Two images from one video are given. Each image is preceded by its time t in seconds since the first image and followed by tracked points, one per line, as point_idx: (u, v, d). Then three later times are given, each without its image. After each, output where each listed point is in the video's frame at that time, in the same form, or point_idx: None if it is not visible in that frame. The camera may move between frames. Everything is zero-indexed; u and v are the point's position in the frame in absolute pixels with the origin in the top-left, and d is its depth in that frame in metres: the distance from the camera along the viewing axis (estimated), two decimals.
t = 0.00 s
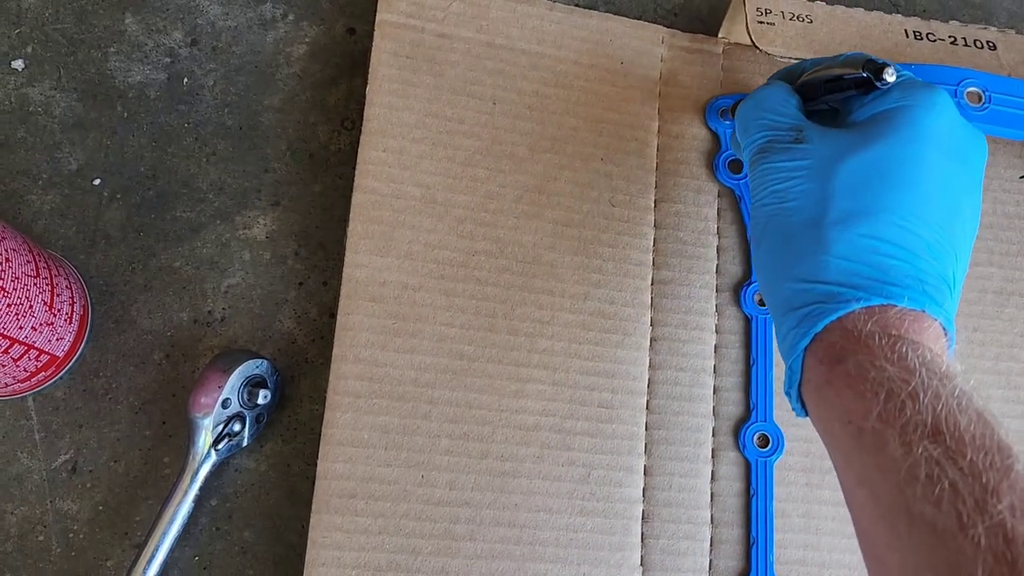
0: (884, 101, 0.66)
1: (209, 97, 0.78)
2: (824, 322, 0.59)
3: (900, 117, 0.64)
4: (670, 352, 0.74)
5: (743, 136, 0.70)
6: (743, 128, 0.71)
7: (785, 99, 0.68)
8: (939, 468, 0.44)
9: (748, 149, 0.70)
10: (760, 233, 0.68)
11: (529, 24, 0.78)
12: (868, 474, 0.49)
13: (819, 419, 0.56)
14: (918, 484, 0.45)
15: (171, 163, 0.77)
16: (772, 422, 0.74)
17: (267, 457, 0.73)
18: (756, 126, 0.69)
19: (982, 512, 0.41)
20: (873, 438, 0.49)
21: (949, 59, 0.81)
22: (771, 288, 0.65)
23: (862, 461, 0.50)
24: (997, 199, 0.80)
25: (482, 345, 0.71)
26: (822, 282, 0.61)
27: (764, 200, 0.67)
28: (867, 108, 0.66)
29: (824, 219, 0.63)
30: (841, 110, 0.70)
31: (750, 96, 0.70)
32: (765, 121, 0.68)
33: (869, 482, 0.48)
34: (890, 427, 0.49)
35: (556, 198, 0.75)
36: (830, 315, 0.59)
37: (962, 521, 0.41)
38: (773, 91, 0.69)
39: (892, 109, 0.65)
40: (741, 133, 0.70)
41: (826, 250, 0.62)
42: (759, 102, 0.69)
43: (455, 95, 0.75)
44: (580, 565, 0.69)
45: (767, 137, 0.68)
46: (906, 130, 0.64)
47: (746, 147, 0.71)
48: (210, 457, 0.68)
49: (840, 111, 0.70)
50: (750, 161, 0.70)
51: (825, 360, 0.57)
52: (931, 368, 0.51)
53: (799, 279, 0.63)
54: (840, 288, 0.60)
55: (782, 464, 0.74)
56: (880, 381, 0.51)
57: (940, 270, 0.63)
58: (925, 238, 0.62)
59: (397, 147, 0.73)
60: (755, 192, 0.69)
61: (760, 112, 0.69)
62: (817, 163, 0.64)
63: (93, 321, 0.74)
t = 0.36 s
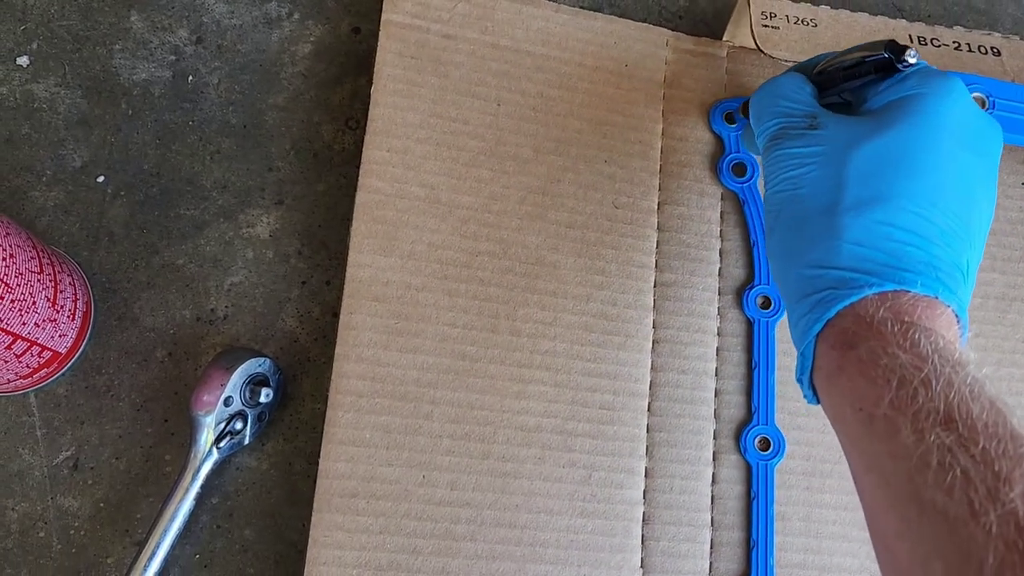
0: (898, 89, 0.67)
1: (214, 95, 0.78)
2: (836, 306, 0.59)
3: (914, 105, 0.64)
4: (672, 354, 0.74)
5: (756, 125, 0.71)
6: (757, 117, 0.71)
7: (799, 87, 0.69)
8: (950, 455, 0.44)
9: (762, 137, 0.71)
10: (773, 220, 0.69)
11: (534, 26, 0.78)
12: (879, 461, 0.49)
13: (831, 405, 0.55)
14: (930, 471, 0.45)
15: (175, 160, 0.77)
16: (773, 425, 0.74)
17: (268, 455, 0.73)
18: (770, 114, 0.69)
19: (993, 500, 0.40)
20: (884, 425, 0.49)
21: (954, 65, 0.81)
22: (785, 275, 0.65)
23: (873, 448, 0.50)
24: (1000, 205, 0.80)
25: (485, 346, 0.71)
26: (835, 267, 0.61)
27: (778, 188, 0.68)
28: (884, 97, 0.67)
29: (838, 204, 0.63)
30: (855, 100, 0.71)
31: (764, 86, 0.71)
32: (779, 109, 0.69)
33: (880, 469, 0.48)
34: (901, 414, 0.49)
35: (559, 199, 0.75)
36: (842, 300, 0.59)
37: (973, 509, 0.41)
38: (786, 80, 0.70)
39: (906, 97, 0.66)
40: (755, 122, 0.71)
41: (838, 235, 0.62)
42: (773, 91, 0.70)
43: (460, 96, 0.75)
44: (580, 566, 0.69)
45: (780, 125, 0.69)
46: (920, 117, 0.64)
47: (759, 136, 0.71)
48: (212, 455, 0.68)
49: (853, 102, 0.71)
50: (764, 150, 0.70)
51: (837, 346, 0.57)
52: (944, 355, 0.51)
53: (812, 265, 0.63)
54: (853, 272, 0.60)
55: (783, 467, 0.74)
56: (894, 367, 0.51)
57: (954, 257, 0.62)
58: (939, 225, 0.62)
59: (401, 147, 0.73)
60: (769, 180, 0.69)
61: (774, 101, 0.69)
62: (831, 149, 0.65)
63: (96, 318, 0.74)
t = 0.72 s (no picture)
0: (904, 84, 0.66)
1: (216, 93, 0.78)
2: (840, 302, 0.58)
3: (919, 98, 0.63)
4: (673, 354, 0.74)
5: (760, 119, 0.70)
6: (760, 112, 0.70)
7: (802, 81, 0.68)
8: (956, 451, 0.44)
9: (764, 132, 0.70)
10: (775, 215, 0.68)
11: (537, 24, 0.78)
12: (884, 456, 0.48)
13: (837, 401, 0.54)
14: (935, 466, 0.44)
15: (176, 157, 0.77)
16: (775, 426, 0.74)
17: (268, 453, 0.72)
18: (774, 107, 0.68)
19: (1000, 495, 0.40)
20: (890, 419, 0.49)
21: (957, 65, 0.81)
22: (788, 271, 0.64)
23: (878, 443, 0.49)
24: (1003, 207, 0.80)
25: (487, 344, 0.71)
26: (839, 262, 0.60)
27: (781, 182, 0.67)
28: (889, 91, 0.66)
29: (842, 198, 0.62)
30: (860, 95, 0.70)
31: (767, 81, 0.70)
32: (782, 102, 0.68)
33: (885, 463, 0.48)
34: (907, 409, 0.48)
35: (562, 198, 0.75)
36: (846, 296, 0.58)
37: (979, 504, 0.41)
38: (790, 75, 0.69)
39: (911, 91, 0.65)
40: (758, 117, 0.70)
41: (843, 230, 0.61)
42: (776, 85, 0.69)
43: (463, 94, 0.75)
44: (581, 566, 0.68)
45: (783, 119, 0.68)
46: (925, 110, 0.63)
47: (762, 131, 0.70)
48: (212, 453, 0.68)
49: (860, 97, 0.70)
50: (766, 144, 0.69)
51: (842, 342, 0.56)
52: (950, 350, 0.50)
53: (815, 260, 0.62)
54: (858, 267, 0.59)
55: (784, 468, 0.74)
56: (900, 362, 0.50)
57: (959, 252, 0.61)
58: (945, 220, 0.62)
59: (403, 145, 0.73)
60: (771, 175, 0.68)
61: (777, 95, 0.68)
62: (835, 143, 0.64)
63: (96, 315, 0.73)
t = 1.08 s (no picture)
0: (977, 146, 0.61)
1: (214, 90, 0.78)
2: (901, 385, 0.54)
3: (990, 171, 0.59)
4: (670, 353, 0.74)
5: (819, 161, 0.65)
6: (820, 153, 0.65)
7: (873, 130, 0.63)
8: (1021, 552, 0.40)
9: (822, 177, 0.65)
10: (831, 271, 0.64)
11: (535, 22, 0.78)
12: (942, 549, 0.44)
13: (887, 482, 0.51)
14: (998, 566, 0.40)
15: (174, 155, 0.77)
16: (771, 425, 0.74)
17: (264, 451, 0.72)
18: (838, 154, 0.63)
19: None
20: (948, 510, 0.45)
21: (954, 65, 0.82)
22: (844, 337, 0.62)
23: (935, 535, 0.45)
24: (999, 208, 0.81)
25: (483, 342, 0.71)
26: (900, 342, 0.57)
27: (840, 239, 0.63)
28: (961, 155, 0.62)
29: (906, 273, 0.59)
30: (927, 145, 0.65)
31: (831, 120, 0.65)
32: (848, 152, 0.63)
33: (943, 556, 0.44)
34: (967, 500, 0.44)
35: (559, 196, 0.75)
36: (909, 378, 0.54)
37: None
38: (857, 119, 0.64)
39: (983, 160, 0.60)
40: (818, 158, 0.65)
41: (904, 307, 0.58)
42: (843, 128, 0.63)
43: (460, 92, 0.75)
44: (577, 565, 0.68)
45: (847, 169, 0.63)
46: (995, 178, 0.59)
47: (821, 175, 0.65)
48: (208, 450, 0.68)
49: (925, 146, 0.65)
50: (823, 191, 0.65)
51: (900, 424, 0.52)
52: (1013, 441, 0.46)
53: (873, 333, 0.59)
54: (919, 348, 0.56)
55: (781, 467, 0.74)
56: (968, 455, 0.46)
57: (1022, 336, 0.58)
58: (1006, 302, 0.58)
59: (401, 143, 0.73)
60: (829, 228, 0.64)
61: (844, 142, 0.63)
62: (901, 209, 0.60)
63: (93, 312, 0.73)
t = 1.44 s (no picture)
0: (929, 167, 0.63)
1: (212, 89, 0.78)
2: (876, 392, 0.56)
3: (947, 186, 0.60)
4: (667, 352, 0.74)
5: (783, 185, 0.65)
6: (783, 177, 0.65)
7: (831, 155, 0.64)
8: (989, 548, 0.41)
9: (787, 200, 0.66)
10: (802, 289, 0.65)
11: (532, 22, 0.78)
12: (917, 551, 0.45)
13: (866, 491, 0.52)
14: (967, 563, 0.41)
15: (172, 153, 0.77)
16: (768, 424, 0.74)
17: (262, 450, 0.73)
18: (802, 177, 0.64)
19: None
20: (921, 514, 0.46)
21: (952, 65, 0.82)
22: (818, 352, 0.62)
23: (910, 538, 0.46)
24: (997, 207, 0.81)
25: (481, 341, 0.71)
26: (872, 351, 0.58)
27: (810, 257, 0.64)
28: (915, 173, 0.63)
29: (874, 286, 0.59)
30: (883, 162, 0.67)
31: (791, 145, 0.65)
32: (810, 174, 0.63)
33: (917, 558, 0.44)
34: (939, 503, 0.45)
35: (556, 195, 0.75)
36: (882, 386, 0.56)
37: None
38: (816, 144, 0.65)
39: (938, 176, 0.61)
40: (782, 182, 0.65)
41: (874, 319, 0.59)
42: (804, 152, 0.64)
43: (457, 91, 0.75)
44: (574, 563, 0.68)
45: (811, 191, 0.64)
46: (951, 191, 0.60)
47: (785, 198, 0.66)
48: (205, 449, 0.68)
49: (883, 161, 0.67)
50: (790, 213, 0.66)
51: (877, 431, 0.53)
52: (984, 444, 0.47)
53: (846, 345, 0.60)
54: (891, 359, 0.57)
55: (778, 466, 0.74)
56: (939, 459, 0.47)
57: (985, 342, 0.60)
58: (971, 309, 0.60)
59: (398, 142, 0.73)
60: (799, 247, 0.65)
61: (807, 164, 0.64)
62: (866, 226, 0.60)
63: (91, 310, 0.73)
